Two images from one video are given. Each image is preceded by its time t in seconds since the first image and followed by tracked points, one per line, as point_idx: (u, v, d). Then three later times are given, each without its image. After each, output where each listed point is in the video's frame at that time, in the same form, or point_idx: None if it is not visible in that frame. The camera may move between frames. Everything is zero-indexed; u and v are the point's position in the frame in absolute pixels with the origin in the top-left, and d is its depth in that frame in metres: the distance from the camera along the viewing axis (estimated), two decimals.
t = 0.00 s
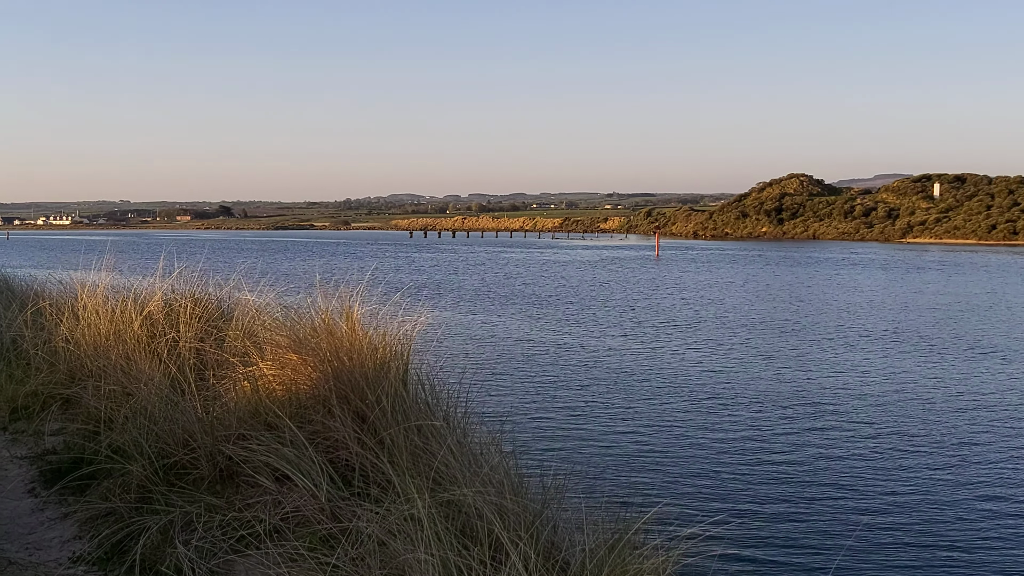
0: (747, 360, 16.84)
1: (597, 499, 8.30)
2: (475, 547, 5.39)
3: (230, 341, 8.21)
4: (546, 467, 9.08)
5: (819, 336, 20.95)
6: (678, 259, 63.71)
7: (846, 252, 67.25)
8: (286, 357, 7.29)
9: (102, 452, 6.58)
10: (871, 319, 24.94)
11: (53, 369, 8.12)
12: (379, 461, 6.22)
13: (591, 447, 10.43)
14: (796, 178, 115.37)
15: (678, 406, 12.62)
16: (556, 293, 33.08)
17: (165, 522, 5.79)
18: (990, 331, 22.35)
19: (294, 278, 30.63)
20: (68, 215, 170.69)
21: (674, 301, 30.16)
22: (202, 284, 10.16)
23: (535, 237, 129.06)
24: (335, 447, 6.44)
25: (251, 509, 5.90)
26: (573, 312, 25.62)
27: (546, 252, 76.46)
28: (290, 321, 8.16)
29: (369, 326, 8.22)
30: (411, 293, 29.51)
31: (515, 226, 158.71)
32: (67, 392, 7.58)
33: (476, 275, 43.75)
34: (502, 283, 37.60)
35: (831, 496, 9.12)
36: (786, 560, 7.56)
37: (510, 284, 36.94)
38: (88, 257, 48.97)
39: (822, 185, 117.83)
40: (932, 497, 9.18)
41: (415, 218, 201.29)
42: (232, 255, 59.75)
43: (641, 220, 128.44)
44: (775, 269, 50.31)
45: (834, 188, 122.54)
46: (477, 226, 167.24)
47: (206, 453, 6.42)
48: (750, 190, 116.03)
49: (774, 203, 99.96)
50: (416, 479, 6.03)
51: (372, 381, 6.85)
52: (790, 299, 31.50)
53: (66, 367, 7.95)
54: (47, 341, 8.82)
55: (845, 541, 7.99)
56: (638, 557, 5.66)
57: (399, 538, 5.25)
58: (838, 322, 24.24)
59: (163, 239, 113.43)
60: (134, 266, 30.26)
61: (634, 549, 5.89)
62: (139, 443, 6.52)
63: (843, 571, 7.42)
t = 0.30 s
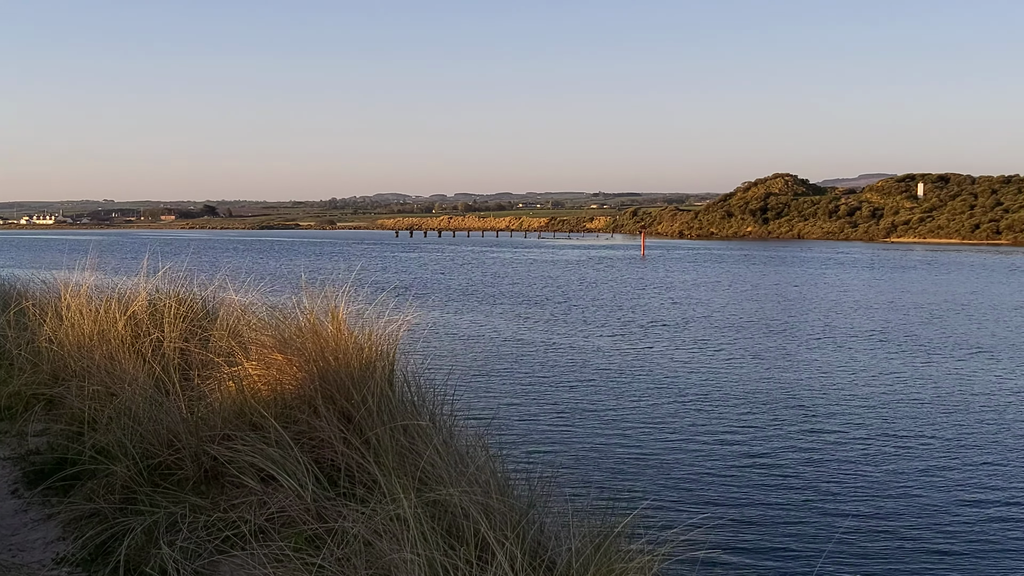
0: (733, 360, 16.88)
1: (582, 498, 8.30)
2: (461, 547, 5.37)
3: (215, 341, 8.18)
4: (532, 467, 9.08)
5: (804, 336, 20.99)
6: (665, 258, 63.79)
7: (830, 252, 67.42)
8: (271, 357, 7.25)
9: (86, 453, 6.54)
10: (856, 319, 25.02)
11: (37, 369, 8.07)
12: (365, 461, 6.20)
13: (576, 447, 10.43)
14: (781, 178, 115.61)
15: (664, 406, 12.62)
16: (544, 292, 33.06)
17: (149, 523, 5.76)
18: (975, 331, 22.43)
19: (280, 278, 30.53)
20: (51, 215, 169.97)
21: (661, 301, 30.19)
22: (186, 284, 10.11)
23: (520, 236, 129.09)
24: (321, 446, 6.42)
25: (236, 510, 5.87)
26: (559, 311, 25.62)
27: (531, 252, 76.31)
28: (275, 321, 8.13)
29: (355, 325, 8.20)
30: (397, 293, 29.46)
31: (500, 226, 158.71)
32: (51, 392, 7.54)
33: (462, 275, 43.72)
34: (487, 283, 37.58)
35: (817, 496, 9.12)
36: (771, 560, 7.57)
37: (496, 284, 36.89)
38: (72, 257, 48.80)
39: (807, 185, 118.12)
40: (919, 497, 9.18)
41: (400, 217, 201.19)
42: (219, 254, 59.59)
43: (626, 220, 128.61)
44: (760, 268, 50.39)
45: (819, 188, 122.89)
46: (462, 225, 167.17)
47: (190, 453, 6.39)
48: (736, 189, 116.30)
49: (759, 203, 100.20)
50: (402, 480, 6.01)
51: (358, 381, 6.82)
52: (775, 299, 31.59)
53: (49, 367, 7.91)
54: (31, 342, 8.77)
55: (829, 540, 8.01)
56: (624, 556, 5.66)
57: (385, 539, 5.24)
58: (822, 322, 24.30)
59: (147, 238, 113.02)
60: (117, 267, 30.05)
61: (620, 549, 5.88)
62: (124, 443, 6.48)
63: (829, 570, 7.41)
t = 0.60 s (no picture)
0: (720, 359, 16.87)
1: (570, 498, 8.27)
2: (447, 547, 5.36)
3: (199, 341, 8.14)
4: (519, 467, 9.05)
5: (792, 336, 20.98)
6: (652, 258, 63.81)
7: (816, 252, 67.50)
8: (256, 357, 7.22)
9: (70, 453, 6.50)
10: (843, 319, 25.03)
11: (20, 370, 8.02)
12: (351, 461, 6.18)
13: (563, 447, 10.40)
14: (767, 178, 115.79)
15: (652, 405, 12.60)
16: (532, 292, 33.01)
17: (134, 524, 5.72)
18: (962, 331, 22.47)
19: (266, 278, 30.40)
20: (35, 214, 169.05)
21: (649, 300, 30.15)
22: (171, 284, 10.04)
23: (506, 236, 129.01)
24: (306, 446, 6.40)
25: (221, 510, 5.83)
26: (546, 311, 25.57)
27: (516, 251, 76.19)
28: (260, 320, 8.09)
29: (340, 325, 8.17)
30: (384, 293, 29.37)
31: (486, 225, 158.60)
32: (35, 392, 7.49)
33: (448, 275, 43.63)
34: (473, 283, 37.51)
35: (807, 496, 9.12)
36: (758, 559, 7.56)
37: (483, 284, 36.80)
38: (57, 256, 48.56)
39: (792, 185, 118.35)
40: (908, 498, 9.19)
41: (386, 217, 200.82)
42: (205, 254, 59.37)
43: (612, 219, 128.65)
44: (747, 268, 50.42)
45: (804, 188, 123.12)
46: (448, 224, 166.97)
47: (175, 454, 6.36)
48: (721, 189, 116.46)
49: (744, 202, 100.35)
50: (388, 480, 5.99)
51: (343, 381, 6.80)
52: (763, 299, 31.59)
53: (32, 367, 7.86)
54: (14, 342, 8.71)
55: (816, 540, 8.01)
56: (611, 555, 5.65)
57: (372, 539, 5.22)
58: (809, 321, 24.32)
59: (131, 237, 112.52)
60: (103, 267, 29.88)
61: (607, 548, 5.87)
62: (108, 444, 6.44)
63: (819, 570, 7.41)
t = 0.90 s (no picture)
0: (707, 359, 16.85)
1: (555, 498, 8.26)
2: (433, 547, 5.34)
3: (184, 342, 8.09)
4: (504, 467, 9.03)
5: (778, 336, 20.98)
6: (638, 258, 63.79)
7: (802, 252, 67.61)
8: (241, 357, 7.19)
9: (54, 454, 6.46)
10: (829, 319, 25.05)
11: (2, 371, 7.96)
12: (336, 461, 6.16)
13: (548, 447, 10.38)
14: (753, 178, 116.01)
15: (638, 406, 12.59)
16: (520, 292, 33.01)
17: (118, 525, 5.68)
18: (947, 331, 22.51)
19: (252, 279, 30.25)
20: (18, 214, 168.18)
21: (636, 301, 30.12)
22: (155, 285, 9.98)
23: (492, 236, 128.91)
24: (292, 447, 6.37)
25: (206, 511, 5.80)
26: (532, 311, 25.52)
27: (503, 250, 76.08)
28: (245, 320, 8.06)
29: (326, 325, 8.14)
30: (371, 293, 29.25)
31: (472, 225, 158.46)
32: (18, 393, 7.43)
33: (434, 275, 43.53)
34: (460, 283, 37.42)
35: (792, 495, 9.13)
36: (742, 559, 7.56)
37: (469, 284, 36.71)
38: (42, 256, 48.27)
39: (778, 185, 118.61)
40: (892, 498, 9.21)
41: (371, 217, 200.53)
42: (191, 254, 59.11)
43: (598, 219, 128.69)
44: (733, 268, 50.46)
45: (789, 188, 123.39)
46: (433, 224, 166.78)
47: (160, 455, 6.32)
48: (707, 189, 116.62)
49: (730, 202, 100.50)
50: (373, 480, 5.96)
51: (329, 381, 6.77)
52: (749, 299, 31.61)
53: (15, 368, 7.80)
54: None
55: (800, 540, 8.01)
56: (596, 554, 5.65)
57: (357, 539, 5.20)
58: (795, 321, 24.34)
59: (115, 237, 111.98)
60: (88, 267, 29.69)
61: (592, 548, 5.87)
62: (92, 445, 6.39)
63: (802, 570, 7.43)
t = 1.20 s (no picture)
0: (688, 360, 16.90)
1: (535, 498, 8.26)
2: (413, 548, 5.32)
3: (162, 344, 8.04)
4: (484, 468, 9.02)
5: (760, 336, 21.05)
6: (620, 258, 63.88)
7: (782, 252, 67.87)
8: (220, 358, 7.15)
9: (30, 457, 6.40)
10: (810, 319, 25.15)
11: None
12: (316, 462, 6.12)
13: (529, 448, 10.38)
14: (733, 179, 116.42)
15: (619, 406, 12.61)
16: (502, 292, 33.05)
17: (96, 528, 5.64)
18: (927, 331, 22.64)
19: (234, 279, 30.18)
20: None
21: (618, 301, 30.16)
22: (134, 287, 9.91)
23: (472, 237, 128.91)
24: (271, 449, 6.32)
25: (184, 514, 5.76)
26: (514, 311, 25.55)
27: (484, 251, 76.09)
28: (225, 321, 8.01)
29: (306, 325, 8.10)
30: (353, 293, 29.19)
31: (452, 226, 158.37)
32: None
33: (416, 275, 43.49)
34: (441, 284, 37.38)
35: (773, 496, 9.17)
36: (721, 560, 7.57)
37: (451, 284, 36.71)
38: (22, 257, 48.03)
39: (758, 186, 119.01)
40: (870, 498, 9.25)
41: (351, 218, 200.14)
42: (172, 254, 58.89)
43: (578, 220, 128.81)
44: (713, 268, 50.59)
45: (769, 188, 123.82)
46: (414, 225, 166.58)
47: (138, 457, 6.26)
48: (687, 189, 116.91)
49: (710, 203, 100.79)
50: (353, 481, 5.93)
51: (309, 383, 6.74)
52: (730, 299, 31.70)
53: None
54: None
55: (779, 540, 8.04)
56: (577, 555, 5.63)
57: (337, 541, 5.17)
58: (776, 321, 24.43)
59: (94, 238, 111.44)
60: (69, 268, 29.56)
61: (572, 548, 5.85)
62: (69, 447, 6.34)
63: (781, 570, 7.45)
